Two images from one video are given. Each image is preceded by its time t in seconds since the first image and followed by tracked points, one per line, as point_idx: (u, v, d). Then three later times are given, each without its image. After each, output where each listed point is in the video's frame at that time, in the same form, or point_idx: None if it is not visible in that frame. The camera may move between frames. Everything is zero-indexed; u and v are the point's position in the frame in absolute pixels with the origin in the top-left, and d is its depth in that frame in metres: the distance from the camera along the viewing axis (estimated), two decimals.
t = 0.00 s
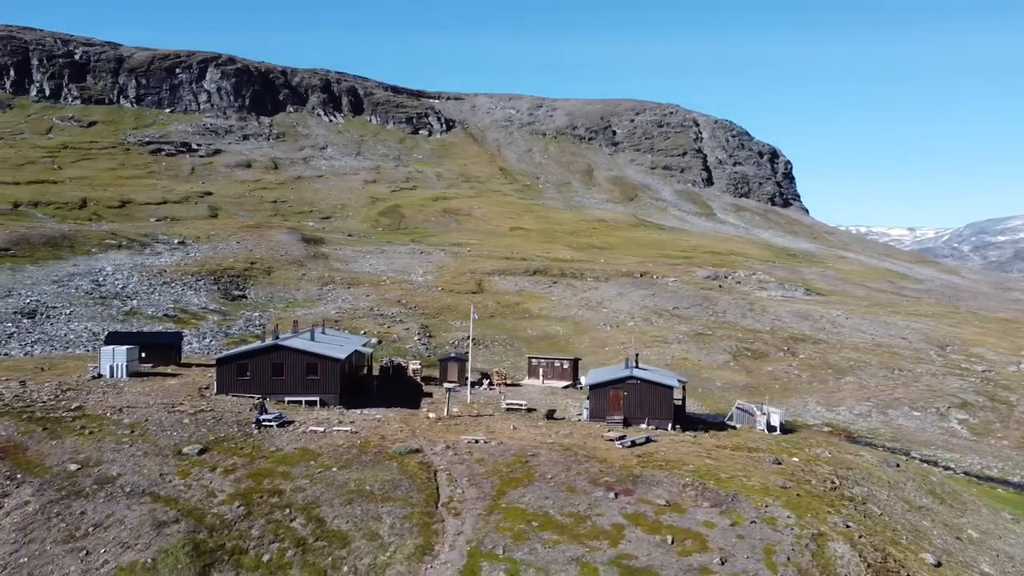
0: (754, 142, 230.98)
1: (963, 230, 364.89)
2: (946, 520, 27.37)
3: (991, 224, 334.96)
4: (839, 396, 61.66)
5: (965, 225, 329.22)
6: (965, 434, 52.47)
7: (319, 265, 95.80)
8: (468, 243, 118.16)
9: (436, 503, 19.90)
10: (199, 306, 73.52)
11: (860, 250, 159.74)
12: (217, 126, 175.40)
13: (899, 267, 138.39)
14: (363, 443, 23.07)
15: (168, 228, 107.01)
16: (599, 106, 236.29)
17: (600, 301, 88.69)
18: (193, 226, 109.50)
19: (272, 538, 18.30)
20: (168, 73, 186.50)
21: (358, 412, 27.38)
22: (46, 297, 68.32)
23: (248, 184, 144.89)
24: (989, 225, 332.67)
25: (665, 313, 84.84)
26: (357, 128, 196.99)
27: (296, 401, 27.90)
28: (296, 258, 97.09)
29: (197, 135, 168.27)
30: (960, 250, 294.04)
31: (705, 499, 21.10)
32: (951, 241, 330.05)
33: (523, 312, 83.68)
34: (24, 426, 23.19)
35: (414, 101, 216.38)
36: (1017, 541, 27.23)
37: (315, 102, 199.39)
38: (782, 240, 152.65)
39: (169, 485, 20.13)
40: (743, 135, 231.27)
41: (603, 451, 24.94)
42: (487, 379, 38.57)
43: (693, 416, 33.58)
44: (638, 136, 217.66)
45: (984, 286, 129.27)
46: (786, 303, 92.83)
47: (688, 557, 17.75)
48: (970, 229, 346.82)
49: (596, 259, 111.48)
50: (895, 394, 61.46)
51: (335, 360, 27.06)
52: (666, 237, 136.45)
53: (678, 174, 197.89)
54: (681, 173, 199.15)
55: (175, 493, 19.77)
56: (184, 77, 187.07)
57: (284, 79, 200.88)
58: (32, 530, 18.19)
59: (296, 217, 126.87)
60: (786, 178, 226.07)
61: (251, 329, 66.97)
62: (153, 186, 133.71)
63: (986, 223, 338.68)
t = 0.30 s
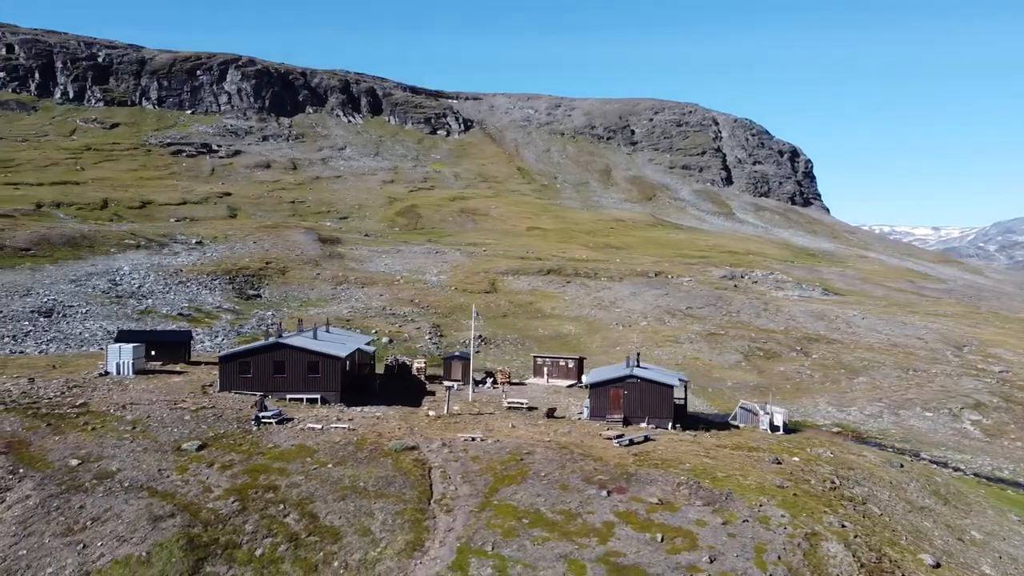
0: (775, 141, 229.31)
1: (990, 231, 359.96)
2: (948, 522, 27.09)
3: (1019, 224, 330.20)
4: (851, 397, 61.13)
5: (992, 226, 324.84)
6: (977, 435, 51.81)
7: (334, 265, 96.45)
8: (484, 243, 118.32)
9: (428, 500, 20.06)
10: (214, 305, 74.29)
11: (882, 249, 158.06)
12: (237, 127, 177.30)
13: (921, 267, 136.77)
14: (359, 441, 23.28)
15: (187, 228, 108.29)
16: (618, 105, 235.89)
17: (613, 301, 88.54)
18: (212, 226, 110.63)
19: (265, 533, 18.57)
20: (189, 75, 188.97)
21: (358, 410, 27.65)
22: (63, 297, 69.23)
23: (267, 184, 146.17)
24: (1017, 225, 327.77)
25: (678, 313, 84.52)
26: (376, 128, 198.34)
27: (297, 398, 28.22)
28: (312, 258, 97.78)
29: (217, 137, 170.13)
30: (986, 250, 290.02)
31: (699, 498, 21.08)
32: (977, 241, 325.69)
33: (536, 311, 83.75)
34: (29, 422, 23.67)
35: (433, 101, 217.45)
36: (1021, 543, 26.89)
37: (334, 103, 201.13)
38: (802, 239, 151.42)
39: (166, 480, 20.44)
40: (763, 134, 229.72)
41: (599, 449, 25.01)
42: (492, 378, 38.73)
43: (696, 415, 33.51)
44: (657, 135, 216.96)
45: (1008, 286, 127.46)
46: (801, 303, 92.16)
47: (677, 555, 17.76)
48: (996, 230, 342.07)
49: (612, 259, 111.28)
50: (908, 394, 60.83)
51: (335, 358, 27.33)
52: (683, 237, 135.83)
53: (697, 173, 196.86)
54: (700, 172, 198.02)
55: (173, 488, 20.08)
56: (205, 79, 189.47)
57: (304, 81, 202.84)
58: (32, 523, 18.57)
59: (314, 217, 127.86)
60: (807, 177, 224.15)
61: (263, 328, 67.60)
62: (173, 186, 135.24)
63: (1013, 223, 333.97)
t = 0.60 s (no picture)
0: (796, 140, 227.52)
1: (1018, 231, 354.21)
2: (951, 523, 26.77)
3: None
4: (862, 397, 60.61)
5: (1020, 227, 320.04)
6: (991, 436, 51.15)
7: (348, 265, 97.07)
8: (500, 243, 118.46)
9: (421, 497, 20.21)
10: (228, 305, 75.01)
11: (903, 249, 156.33)
12: (257, 129, 179.09)
13: (944, 267, 135.13)
14: (356, 438, 23.50)
15: (205, 229, 109.51)
16: (636, 104, 235.44)
17: (626, 300, 88.38)
18: (230, 227, 111.73)
19: (259, 529, 18.83)
20: (210, 77, 191.26)
21: (359, 408, 27.90)
22: (80, 297, 70.13)
23: (286, 185, 147.40)
24: None
25: (691, 313, 84.16)
26: (395, 129, 199.52)
27: (299, 396, 28.49)
28: (327, 258, 98.47)
29: (237, 138, 171.87)
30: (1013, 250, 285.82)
31: (692, 496, 21.06)
32: (1004, 241, 321.15)
33: (548, 311, 83.85)
34: (34, 418, 24.14)
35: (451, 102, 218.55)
36: None
37: (353, 104, 202.73)
38: (822, 239, 150.25)
39: (165, 475, 20.78)
40: (783, 133, 228.07)
41: (595, 448, 25.03)
42: (496, 377, 38.82)
43: (698, 414, 33.39)
44: (676, 135, 216.23)
45: None
46: (817, 303, 91.44)
47: (666, 553, 17.78)
48: None
49: (627, 259, 111.05)
50: (921, 395, 60.23)
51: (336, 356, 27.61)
52: (700, 236, 135.15)
53: (715, 172, 195.79)
54: (719, 172, 196.92)
55: (170, 484, 20.40)
56: (225, 80, 191.67)
57: (323, 82, 204.57)
58: (31, 517, 18.94)
59: (332, 217, 128.82)
60: (827, 176, 222.15)
61: (276, 327, 68.28)
62: (193, 187, 136.72)
63: None
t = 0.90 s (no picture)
0: (816, 138, 225.49)
1: None
2: (952, 524, 26.49)
3: None
4: (874, 398, 60.07)
5: None
6: (1004, 438, 50.46)
7: (363, 265, 97.64)
8: (516, 243, 118.50)
9: (414, 494, 20.39)
10: (242, 304, 75.74)
11: (924, 249, 154.37)
12: (276, 130, 180.71)
13: (966, 267, 133.29)
14: (353, 436, 23.71)
15: (223, 229, 110.72)
16: (655, 104, 234.83)
17: (639, 300, 88.14)
18: (248, 227, 112.79)
19: (253, 524, 19.07)
20: (230, 79, 193.44)
21: (359, 406, 28.12)
22: (96, 296, 71.01)
23: (305, 185, 148.48)
24: None
25: (704, 313, 83.76)
26: (413, 129, 200.45)
27: (300, 394, 28.78)
28: (341, 257, 99.05)
29: (256, 139, 173.61)
30: None
31: (685, 495, 21.05)
32: None
33: (561, 310, 83.87)
34: (40, 415, 24.63)
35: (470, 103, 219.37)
36: None
37: (372, 105, 204.05)
38: (843, 238, 148.89)
39: (163, 471, 21.11)
40: (804, 131, 226.17)
41: (592, 446, 25.06)
42: (500, 377, 38.87)
43: (700, 415, 33.27)
44: (695, 134, 215.27)
45: None
46: (833, 303, 90.58)
47: (654, 551, 17.81)
48: None
49: (643, 259, 110.73)
50: (934, 395, 59.59)
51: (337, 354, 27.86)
52: (717, 236, 134.33)
53: (734, 172, 194.57)
54: (739, 171, 195.63)
55: (168, 480, 20.72)
56: (245, 82, 193.87)
57: (342, 83, 206.04)
58: (32, 511, 19.33)
59: (350, 218, 129.59)
60: (849, 175, 219.86)
61: (288, 326, 68.85)
62: (212, 188, 138.23)
63: None
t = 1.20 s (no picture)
0: (838, 137, 223.58)
1: None
2: (954, 525, 26.25)
3: None
4: (886, 398, 59.50)
5: None
6: (1017, 439, 49.75)
7: (377, 265, 98.18)
8: (532, 243, 118.53)
9: (407, 491, 20.56)
10: (255, 304, 76.45)
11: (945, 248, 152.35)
12: (296, 131, 182.37)
13: (990, 266, 131.44)
14: (350, 433, 23.93)
15: (241, 229, 111.84)
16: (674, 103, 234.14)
17: (652, 300, 87.89)
18: (265, 228, 113.83)
19: (247, 520, 19.35)
20: (251, 80, 195.76)
21: (359, 404, 28.31)
22: (112, 296, 71.90)
23: (323, 186, 149.48)
24: None
25: (717, 313, 83.33)
26: (430, 130, 201.35)
27: (302, 392, 29.04)
28: (356, 257, 99.64)
29: (276, 141, 175.22)
30: None
31: (678, 494, 21.04)
32: None
33: (573, 310, 83.88)
34: (45, 411, 25.12)
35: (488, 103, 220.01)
36: None
37: (390, 105, 205.23)
38: (863, 238, 147.51)
39: (162, 467, 21.46)
40: (824, 130, 224.18)
41: (588, 445, 25.11)
42: (503, 377, 38.93)
43: (702, 415, 33.17)
44: (714, 133, 214.25)
45: None
46: (849, 303, 89.71)
47: (643, 550, 17.85)
48: None
49: (659, 258, 110.38)
50: (946, 396, 58.95)
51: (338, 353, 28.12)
52: (734, 236, 133.46)
53: (754, 171, 193.28)
54: (758, 170, 194.35)
55: (166, 476, 21.06)
56: (264, 84, 195.94)
57: (361, 84, 207.49)
58: (33, 505, 19.73)
59: (367, 218, 130.30)
60: (871, 174, 217.49)
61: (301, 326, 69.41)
62: (232, 189, 139.65)
63: None
